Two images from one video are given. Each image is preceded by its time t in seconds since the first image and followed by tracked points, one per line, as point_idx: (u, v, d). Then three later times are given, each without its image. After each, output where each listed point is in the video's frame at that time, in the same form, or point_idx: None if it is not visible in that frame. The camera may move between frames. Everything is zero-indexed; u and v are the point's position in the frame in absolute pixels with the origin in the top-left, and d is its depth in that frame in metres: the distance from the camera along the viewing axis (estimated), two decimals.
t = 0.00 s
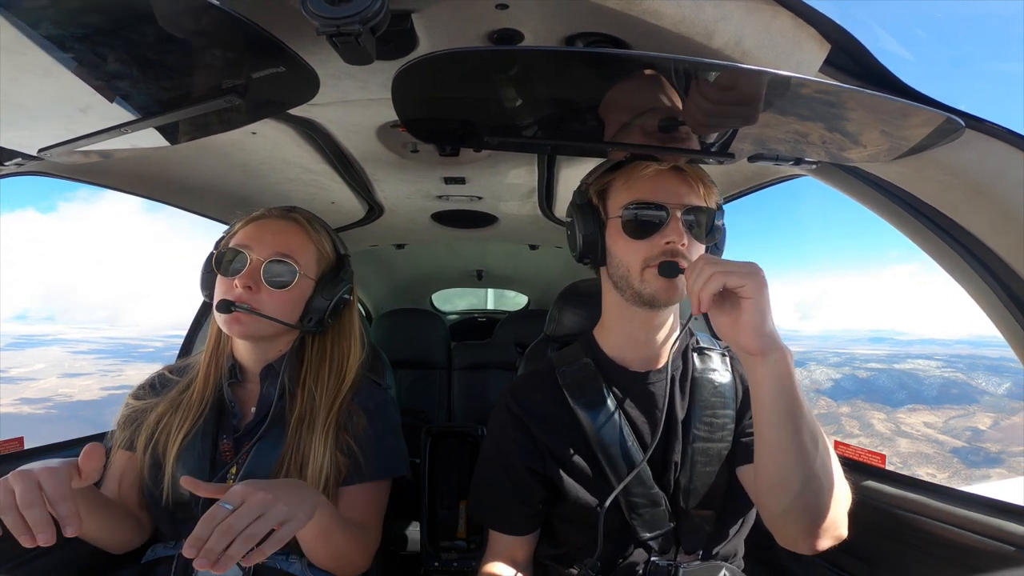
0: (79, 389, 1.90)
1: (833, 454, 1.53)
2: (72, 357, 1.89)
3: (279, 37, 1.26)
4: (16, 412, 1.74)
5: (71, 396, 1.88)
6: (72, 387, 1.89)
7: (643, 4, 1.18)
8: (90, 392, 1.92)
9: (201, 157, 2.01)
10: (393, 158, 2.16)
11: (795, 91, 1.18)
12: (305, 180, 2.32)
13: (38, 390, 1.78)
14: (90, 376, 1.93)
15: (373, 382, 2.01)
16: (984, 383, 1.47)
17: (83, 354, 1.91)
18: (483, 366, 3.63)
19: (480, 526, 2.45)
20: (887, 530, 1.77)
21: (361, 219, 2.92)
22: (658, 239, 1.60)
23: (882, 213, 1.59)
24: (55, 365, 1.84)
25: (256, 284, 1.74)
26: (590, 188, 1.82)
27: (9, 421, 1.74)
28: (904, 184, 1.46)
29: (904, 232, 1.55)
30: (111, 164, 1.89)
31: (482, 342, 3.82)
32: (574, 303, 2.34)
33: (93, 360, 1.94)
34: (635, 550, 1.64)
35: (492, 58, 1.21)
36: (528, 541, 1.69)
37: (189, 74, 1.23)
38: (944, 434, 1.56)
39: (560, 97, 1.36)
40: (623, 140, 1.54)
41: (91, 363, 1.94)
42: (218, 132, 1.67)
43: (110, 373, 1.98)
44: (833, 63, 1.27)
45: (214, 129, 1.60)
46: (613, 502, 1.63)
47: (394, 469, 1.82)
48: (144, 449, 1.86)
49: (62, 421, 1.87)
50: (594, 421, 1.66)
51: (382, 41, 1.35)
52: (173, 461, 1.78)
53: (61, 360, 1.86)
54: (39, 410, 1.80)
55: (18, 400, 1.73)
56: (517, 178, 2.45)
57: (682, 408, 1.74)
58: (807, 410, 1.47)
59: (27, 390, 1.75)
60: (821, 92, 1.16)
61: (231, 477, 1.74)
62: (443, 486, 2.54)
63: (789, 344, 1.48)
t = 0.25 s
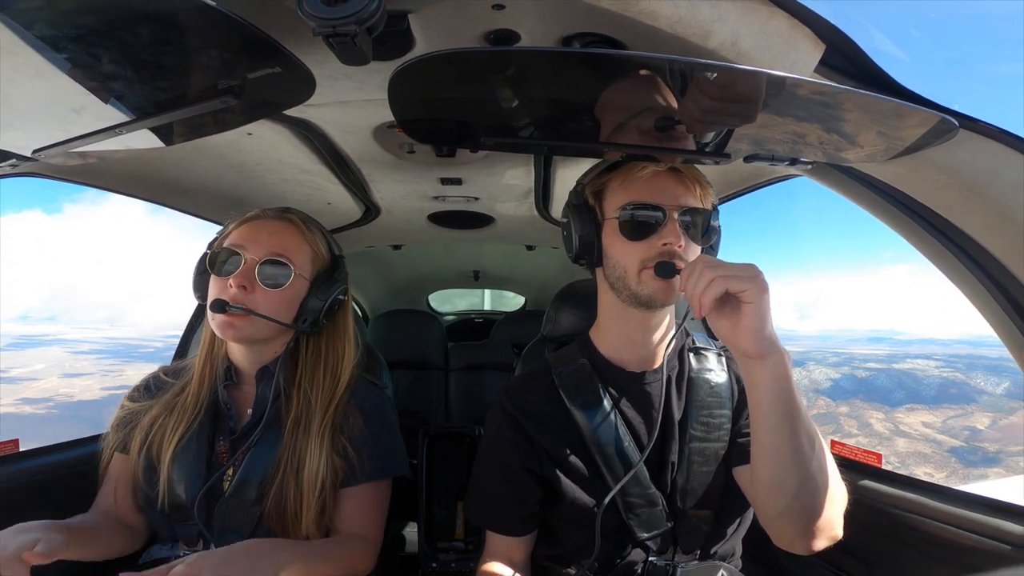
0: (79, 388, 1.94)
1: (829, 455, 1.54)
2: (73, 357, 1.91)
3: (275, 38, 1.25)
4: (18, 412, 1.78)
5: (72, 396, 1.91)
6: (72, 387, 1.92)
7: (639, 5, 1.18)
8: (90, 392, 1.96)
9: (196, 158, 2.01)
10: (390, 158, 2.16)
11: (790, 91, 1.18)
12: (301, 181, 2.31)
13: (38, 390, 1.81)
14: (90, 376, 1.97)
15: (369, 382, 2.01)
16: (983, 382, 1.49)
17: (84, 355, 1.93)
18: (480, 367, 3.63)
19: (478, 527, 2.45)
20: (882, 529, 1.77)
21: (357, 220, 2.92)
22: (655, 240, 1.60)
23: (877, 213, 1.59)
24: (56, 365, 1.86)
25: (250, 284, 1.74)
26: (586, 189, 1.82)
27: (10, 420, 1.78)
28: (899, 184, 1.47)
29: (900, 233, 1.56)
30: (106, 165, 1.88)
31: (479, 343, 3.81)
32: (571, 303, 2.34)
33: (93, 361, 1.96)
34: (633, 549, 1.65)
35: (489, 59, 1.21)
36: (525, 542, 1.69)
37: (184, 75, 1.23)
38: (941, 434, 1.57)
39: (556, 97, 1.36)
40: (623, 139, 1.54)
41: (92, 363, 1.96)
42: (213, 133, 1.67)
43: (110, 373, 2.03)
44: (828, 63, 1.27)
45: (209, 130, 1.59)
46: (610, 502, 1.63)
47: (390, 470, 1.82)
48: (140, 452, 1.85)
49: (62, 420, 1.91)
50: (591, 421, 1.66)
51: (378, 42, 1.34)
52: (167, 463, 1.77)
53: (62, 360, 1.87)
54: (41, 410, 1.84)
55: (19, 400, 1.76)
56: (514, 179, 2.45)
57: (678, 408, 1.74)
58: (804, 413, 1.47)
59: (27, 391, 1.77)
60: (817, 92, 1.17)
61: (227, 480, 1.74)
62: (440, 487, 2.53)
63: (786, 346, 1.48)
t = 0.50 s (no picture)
0: (80, 388, 1.92)
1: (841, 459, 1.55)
2: (73, 357, 1.88)
3: (276, 36, 1.25)
4: (17, 412, 1.78)
5: (72, 396, 1.90)
6: (73, 387, 1.90)
7: (641, 8, 1.19)
8: (91, 392, 1.94)
9: (195, 156, 2.00)
10: (389, 158, 2.16)
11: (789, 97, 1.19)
12: (299, 180, 2.31)
13: (39, 390, 1.80)
14: (90, 376, 1.95)
15: (362, 381, 2.00)
16: (981, 382, 1.48)
17: (84, 355, 1.90)
18: (476, 368, 3.64)
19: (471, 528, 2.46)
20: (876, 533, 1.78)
21: (355, 220, 2.92)
22: (682, 249, 1.58)
23: (872, 219, 1.60)
24: (56, 365, 1.84)
25: (244, 284, 1.73)
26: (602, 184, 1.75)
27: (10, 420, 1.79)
28: (895, 190, 1.47)
29: (895, 238, 1.56)
30: (103, 161, 1.87)
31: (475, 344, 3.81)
32: (567, 305, 2.34)
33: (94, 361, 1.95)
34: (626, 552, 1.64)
35: (490, 60, 1.22)
36: (518, 544, 1.69)
37: (185, 72, 1.22)
38: (939, 433, 1.55)
39: (556, 99, 1.36)
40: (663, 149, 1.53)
41: (92, 363, 1.94)
42: (212, 130, 1.66)
43: (111, 373, 2.01)
44: (827, 68, 1.28)
45: (208, 127, 1.59)
46: (603, 505, 1.63)
47: (384, 470, 1.82)
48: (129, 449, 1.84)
49: (63, 420, 1.91)
50: (585, 423, 1.66)
51: (379, 41, 1.34)
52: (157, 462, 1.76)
53: (62, 360, 1.85)
54: (41, 411, 1.83)
55: (20, 400, 1.76)
56: (512, 180, 2.45)
57: (673, 411, 1.74)
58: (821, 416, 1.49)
59: (28, 390, 1.76)
60: (820, 100, 1.19)
61: (218, 478, 1.73)
62: (435, 488, 2.54)
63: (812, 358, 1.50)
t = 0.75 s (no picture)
0: (80, 388, 1.94)
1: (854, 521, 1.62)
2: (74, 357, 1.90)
3: (280, 35, 1.25)
4: (19, 411, 1.79)
5: (73, 396, 1.91)
6: (74, 386, 1.92)
7: (645, 12, 1.19)
8: (92, 391, 1.95)
9: (194, 153, 1.99)
10: (388, 158, 2.15)
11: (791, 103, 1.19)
12: (299, 179, 2.30)
13: (40, 389, 1.82)
14: (90, 376, 1.96)
15: (357, 380, 1.98)
16: (980, 382, 1.48)
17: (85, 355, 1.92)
18: (472, 369, 3.63)
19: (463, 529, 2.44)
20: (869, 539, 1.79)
21: (353, 219, 2.91)
22: (706, 261, 1.57)
23: (869, 225, 1.60)
24: (57, 365, 1.86)
25: (241, 280, 1.72)
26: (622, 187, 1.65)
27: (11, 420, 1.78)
28: (894, 197, 1.48)
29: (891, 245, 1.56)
30: (103, 157, 1.87)
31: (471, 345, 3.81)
32: (565, 308, 2.34)
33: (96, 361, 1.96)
34: (619, 555, 1.64)
35: (494, 62, 1.22)
36: (512, 547, 1.69)
37: (187, 70, 1.22)
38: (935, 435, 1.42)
39: (557, 102, 1.36)
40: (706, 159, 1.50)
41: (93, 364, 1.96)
42: (212, 128, 1.65)
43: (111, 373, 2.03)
44: (829, 75, 1.28)
45: (208, 124, 1.58)
46: (599, 508, 1.63)
47: (379, 470, 1.82)
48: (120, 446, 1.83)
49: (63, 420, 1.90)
50: (582, 426, 1.66)
51: (382, 41, 1.34)
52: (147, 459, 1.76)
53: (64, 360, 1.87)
54: (43, 410, 1.84)
55: (21, 399, 1.77)
56: (512, 182, 2.45)
57: (673, 414, 1.74)
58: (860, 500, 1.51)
59: (30, 389, 1.79)
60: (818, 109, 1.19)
61: (210, 477, 1.73)
62: (429, 489, 2.53)
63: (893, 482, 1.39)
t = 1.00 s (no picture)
0: (80, 388, 1.93)
1: None
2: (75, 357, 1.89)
3: (280, 34, 1.25)
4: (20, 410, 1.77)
5: (74, 396, 1.91)
6: (74, 386, 1.91)
7: (646, 13, 1.19)
8: (92, 391, 1.94)
9: (194, 153, 1.99)
10: (389, 159, 2.15)
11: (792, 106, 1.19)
12: (299, 179, 2.30)
13: (41, 388, 1.81)
14: (91, 375, 1.95)
15: (356, 381, 1.98)
16: (978, 382, 1.51)
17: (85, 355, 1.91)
18: (472, 369, 3.62)
19: (463, 530, 2.44)
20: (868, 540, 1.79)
21: (354, 220, 2.91)
22: (718, 263, 1.60)
23: (868, 226, 1.60)
24: (58, 365, 1.84)
25: (247, 286, 1.72)
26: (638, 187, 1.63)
27: (13, 419, 1.77)
28: (894, 198, 1.48)
29: (892, 247, 1.57)
30: (103, 157, 1.87)
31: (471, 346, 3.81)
32: (565, 309, 2.34)
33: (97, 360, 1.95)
34: (618, 557, 1.64)
35: (493, 63, 1.22)
36: (511, 549, 1.69)
37: (189, 70, 1.22)
38: (935, 433, 1.56)
39: (557, 102, 1.36)
40: (723, 162, 1.50)
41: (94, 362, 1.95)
42: (213, 127, 1.65)
43: (111, 372, 2.03)
44: (830, 76, 1.29)
45: (209, 124, 1.58)
46: (599, 509, 1.63)
47: (379, 470, 1.82)
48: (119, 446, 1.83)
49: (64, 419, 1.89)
50: (582, 427, 1.66)
51: (383, 41, 1.34)
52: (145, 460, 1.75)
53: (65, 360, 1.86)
54: (44, 409, 1.82)
55: (22, 398, 1.76)
56: (512, 183, 2.45)
57: (676, 417, 1.74)
58: None
59: (31, 389, 1.77)
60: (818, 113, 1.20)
61: (208, 477, 1.72)
62: (428, 489, 2.52)
63: None
